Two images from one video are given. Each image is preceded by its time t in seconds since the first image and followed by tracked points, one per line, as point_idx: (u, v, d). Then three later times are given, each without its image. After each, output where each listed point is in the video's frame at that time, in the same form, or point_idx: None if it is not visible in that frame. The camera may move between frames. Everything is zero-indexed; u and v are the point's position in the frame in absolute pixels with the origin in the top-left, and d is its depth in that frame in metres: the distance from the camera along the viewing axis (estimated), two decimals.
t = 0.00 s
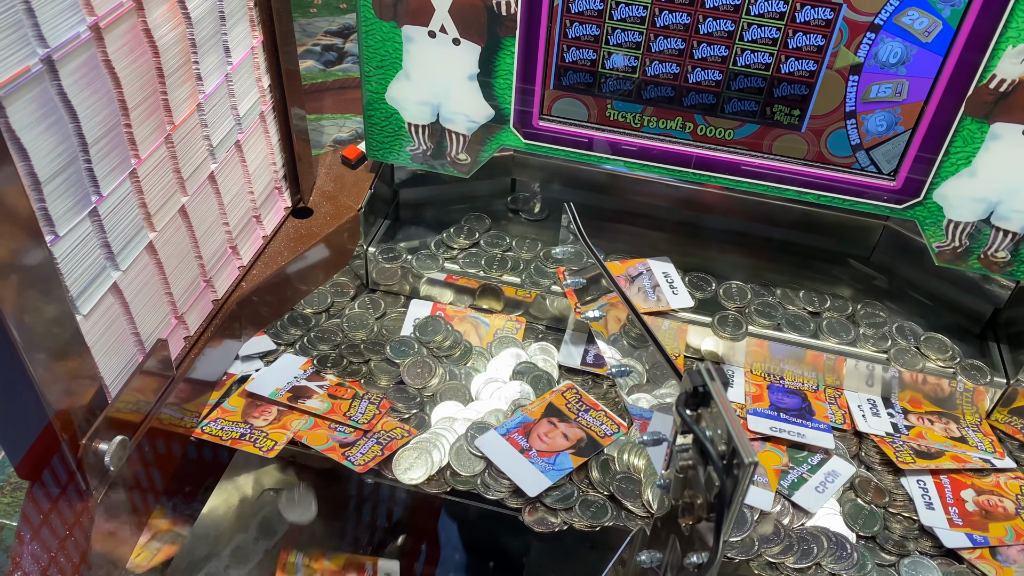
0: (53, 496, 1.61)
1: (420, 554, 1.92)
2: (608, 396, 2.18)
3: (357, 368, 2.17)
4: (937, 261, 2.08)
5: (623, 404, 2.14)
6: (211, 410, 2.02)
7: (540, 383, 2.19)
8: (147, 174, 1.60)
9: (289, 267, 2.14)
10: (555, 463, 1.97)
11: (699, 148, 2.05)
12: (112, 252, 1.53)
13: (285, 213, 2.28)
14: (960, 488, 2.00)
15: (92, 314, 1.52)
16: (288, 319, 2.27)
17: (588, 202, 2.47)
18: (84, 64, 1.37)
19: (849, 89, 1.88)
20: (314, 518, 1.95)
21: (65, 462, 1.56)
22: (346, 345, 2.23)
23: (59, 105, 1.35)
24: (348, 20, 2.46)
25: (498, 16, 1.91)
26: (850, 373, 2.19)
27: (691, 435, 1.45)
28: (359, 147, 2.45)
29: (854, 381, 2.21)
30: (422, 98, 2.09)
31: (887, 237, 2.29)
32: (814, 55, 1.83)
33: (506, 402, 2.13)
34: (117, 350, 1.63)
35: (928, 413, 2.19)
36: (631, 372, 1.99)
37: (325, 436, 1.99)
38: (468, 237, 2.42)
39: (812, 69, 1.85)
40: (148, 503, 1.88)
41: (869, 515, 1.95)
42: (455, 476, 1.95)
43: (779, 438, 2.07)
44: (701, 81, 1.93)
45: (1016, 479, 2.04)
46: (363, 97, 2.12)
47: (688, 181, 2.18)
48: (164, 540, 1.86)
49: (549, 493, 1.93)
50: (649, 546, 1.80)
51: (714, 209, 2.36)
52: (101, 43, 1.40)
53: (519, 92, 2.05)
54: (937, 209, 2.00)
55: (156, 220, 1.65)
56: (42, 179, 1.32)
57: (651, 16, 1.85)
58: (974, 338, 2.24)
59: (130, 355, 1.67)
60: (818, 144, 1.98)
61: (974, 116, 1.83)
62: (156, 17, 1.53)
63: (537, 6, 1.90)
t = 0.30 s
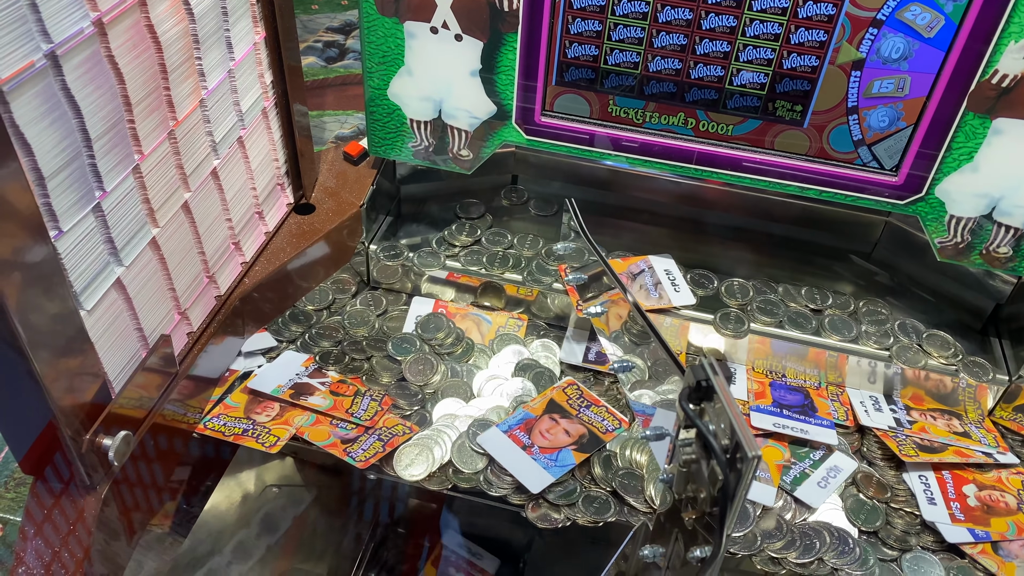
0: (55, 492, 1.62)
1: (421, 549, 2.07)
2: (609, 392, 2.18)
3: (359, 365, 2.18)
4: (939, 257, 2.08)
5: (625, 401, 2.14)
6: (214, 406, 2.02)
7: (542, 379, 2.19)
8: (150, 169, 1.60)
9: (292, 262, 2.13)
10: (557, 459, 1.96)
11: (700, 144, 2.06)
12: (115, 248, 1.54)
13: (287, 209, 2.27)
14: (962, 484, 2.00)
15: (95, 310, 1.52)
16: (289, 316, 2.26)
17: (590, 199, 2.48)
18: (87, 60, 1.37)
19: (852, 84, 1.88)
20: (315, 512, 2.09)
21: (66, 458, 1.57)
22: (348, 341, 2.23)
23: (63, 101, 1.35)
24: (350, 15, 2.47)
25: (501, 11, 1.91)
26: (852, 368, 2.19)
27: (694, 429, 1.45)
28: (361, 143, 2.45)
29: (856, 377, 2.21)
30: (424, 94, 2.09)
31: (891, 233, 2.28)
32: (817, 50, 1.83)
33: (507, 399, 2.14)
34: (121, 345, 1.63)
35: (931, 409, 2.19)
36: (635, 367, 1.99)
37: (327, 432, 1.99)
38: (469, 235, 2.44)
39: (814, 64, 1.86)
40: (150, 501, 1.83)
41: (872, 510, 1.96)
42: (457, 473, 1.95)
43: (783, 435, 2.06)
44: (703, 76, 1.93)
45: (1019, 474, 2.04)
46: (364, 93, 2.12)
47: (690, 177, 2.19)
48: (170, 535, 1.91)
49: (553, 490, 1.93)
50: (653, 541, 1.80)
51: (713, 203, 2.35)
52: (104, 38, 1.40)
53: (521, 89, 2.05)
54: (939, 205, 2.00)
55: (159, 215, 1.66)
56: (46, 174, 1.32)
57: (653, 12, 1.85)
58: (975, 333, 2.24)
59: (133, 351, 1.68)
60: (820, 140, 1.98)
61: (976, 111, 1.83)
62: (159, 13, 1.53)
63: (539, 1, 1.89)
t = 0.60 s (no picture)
0: (60, 487, 1.64)
1: (424, 546, 1.96)
2: (611, 387, 2.19)
3: (362, 360, 2.19)
4: (939, 252, 2.09)
5: (627, 397, 2.15)
6: (218, 400, 2.04)
7: (544, 374, 2.20)
8: (154, 165, 1.61)
9: (295, 259, 2.14)
10: (559, 453, 1.98)
11: (702, 139, 2.06)
12: (119, 242, 1.54)
13: (289, 205, 2.28)
14: (962, 477, 2.01)
15: (100, 304, 1.53)
16: (292, 311, 2.28)
17: (592, 194, 2.48)
18: (92, 55, 1.38)
19: (853, 80, 1.88)
20: (318, 508, 1.99)
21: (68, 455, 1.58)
22: (351, 337, 2.24)
23: (67, 96, 1.35)
24: (352, 13, 2.49)
25: (503, 7, 1.92)
26: (851, 353, 2.22)
27: (695, 422, 1.46)
28: (363, 139, 2.47)
29: (857, 359, 2.23)
30: (426, 90, 2.10)
31: (891, 229, 2.31)
32: (817, 45, 1.84)
33: (509, 393, 2.15)
34: (125, 340, 1.64)
35: (929, 398, 2.21)
36: (636, 361, 2.00)
37: (330, 427, 2.01)
38: (475, 223, 2.45)
39: (815, 60, 1.86)
40: (154, 497, 1.84)
41: (873, 504, 1.96)
42: (460, 467, 1.97)
43: (781, 428, 2.09)
44: (705, 72, 1.94)
45: (1018, 468, 2.05)
46: (367, 89, 2.12)
47: (692, 173, 2.19)
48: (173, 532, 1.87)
49: (554, 484, 1.94)
50: (654, 534, 1.84)
51: (715, 201, 2.40)
52: (108, 34, 1.41)
53: (523, 85, 2.06)
54: (939, 200, 2.00)
55: (162, 211, 1.66)
56: (51, 169, 1.33)
57: (655, 8, 1.85)
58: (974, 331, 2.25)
59: (137, 346, 1.69)
60: (820, 135, 1.98)
61: (977, 106, 1.84)
62: (162, 9, 1.54)
63: None
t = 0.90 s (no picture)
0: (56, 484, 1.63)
1: (422, 542, 1.94)
2: (608, 381, 2.16)
3: (358, 356, 2.17)
4: (939, 246, 2.07)
5: (625, 393, 2.11)
6: (213, 397, 2.02)
7: (541, 370, 2.19)
8: (147, 159, 1.60)
9: (290, 255, 2.14)
10: (557, 449, 1.97)
11: (701, 133, 2.05)
12: (112, 237, 1.53)
13: (286, 200, 2.26)
14: (963, 473, 2.00)
15: (93, 299, 1.52)
16: (289, 307, 2.26)
17: (590, 189, 2.47)
18: (83, 47, 1.36)
19: (852, 72, 1.87)
20: (316, 505, 1.97)
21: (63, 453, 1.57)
22: (347, 332, 2.23)
23: (58, 88, 1.34)
24: (348, 8, 2.51)
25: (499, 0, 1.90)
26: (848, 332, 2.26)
27: (692, 417, 1.45)
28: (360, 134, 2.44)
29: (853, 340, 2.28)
30: (423, 84, 2.08)
31: (889, 226, 2.31)
32: (816, 38, 1.82)
33: (506, 389, 2.13)
34: (119, 335, 1.63)
35: (927, 386, 2.20)
36: (634, 355, 2.00)
37: (327, 423, 2.00)
38: (481, 209, 2.45)
39: (813, 52, 1.85)
40: (151, 494, 1.83)
41: (872, 500, 1.95)
42: (457, 463, 1.95)
43: (777, 420, 2.09)
44: (703, 65, 1.92)
45: (1018, 463, 2.04)
46: (363, 83, 2.11)
47: (690, 167, 2.18)
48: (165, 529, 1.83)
49: (552, 480, 1.93)
50: (652, 529, 1.81)
51: (713, 196, 2.38)
52: (100, 26, 1.40)
53: (520, 80, 2.05)
54: (939, 194, 1.99)
55: (156, 205, 1.65)
56: (42, 162, 1.32)
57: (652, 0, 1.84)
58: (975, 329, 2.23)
59: (131, 341, 1.67)
60: (820, 128, 1.97)
61: (977, 99, 1.82)
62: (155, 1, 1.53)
63: None
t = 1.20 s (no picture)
0: (56, 484, 1.63)
1: (422, 541, 1.96)
2: (607, 379, 2.18)
3: (357, 355, 2.18)
4: (937, 244, 2.08)
5: (623, 390, 2.13)
6: (212, 396, 2.03)
7: (540, 369, 2.20)
8: (145, 159, 1.60)
9: (289, 254, 2.14)
10: (555, 447, 1.97)
11: (698, 132, 2.05)
12: (110, 237, 1.54)
13: (284, 200, 2.26)
14: (960, 471, 2.00)
15: (91, 300, 1.52)
16: (287, 307, 2.27)
17: (589, 188, 2.48)
18: (79, 48, 1.37)
19: (848, 71, 1.87)
20: (316, 503, 1.98)
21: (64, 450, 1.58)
22: (346, 332, 2.23)
23: (55, 89, 1.34)
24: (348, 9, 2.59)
25: None
26: (843, 313, 2.28)
27: (688, 415, 1.45)
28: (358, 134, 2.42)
29: (848, 325, 2.30)
30: (420, 84, 2.09)
31: (887, 224, 2.32)
32: (813, 37, 1.82)
33: (504, 388, 2.14)
34: (117, 336, 1.63)
35: (925, 384, 2.21)
36: (630, 354, 2.00)
37: (325, 422, 2.00)
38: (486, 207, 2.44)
39: (810, 51, 1.85)
40: (151, 493, 1.83)
41: (870, 498, 1.96)
42: (455, 462, 1.95)
43: (774, 419, 2.09)
44: (700, 64, 1.93)
45: (1015, 461, 2.04)
46: (361, 83, 2.11)
47: (688, 166, 2.18)
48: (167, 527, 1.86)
49: (549, 478, 1.93)
50: (650, 528, 1.81)
51: (712, 195, 2.38)
52: (97, 27, 1.40)
53: (517, 79, 2.05)
54: (936, 192, 1.99)
55: (154, 205, 1.66)
56: (39, 163, 1.32)
57: None
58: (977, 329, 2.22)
59: (129, 341, 1.68)
60: (816, 127, 1.97)
61: (974, 97, 1.82)
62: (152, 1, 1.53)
63: None
